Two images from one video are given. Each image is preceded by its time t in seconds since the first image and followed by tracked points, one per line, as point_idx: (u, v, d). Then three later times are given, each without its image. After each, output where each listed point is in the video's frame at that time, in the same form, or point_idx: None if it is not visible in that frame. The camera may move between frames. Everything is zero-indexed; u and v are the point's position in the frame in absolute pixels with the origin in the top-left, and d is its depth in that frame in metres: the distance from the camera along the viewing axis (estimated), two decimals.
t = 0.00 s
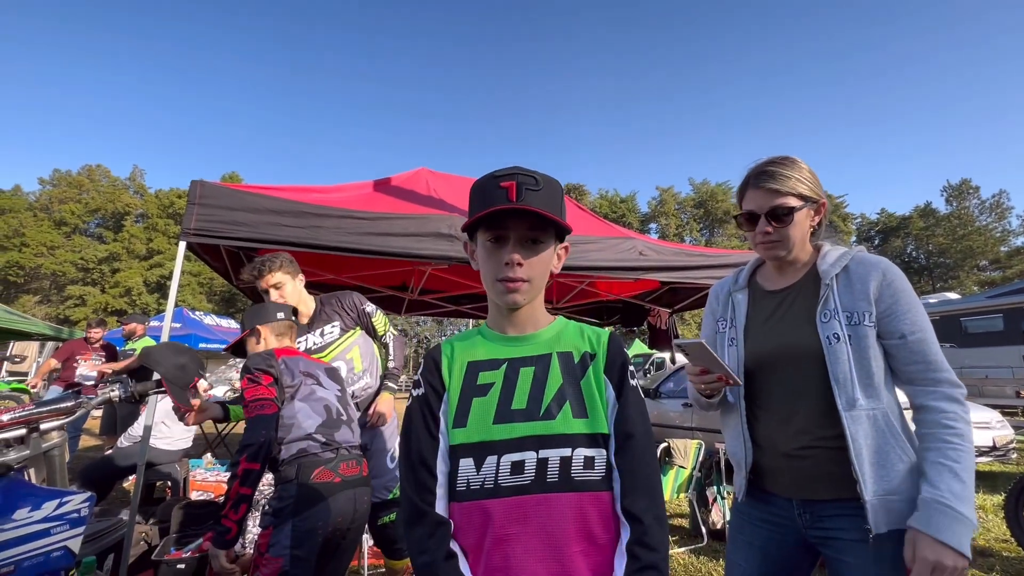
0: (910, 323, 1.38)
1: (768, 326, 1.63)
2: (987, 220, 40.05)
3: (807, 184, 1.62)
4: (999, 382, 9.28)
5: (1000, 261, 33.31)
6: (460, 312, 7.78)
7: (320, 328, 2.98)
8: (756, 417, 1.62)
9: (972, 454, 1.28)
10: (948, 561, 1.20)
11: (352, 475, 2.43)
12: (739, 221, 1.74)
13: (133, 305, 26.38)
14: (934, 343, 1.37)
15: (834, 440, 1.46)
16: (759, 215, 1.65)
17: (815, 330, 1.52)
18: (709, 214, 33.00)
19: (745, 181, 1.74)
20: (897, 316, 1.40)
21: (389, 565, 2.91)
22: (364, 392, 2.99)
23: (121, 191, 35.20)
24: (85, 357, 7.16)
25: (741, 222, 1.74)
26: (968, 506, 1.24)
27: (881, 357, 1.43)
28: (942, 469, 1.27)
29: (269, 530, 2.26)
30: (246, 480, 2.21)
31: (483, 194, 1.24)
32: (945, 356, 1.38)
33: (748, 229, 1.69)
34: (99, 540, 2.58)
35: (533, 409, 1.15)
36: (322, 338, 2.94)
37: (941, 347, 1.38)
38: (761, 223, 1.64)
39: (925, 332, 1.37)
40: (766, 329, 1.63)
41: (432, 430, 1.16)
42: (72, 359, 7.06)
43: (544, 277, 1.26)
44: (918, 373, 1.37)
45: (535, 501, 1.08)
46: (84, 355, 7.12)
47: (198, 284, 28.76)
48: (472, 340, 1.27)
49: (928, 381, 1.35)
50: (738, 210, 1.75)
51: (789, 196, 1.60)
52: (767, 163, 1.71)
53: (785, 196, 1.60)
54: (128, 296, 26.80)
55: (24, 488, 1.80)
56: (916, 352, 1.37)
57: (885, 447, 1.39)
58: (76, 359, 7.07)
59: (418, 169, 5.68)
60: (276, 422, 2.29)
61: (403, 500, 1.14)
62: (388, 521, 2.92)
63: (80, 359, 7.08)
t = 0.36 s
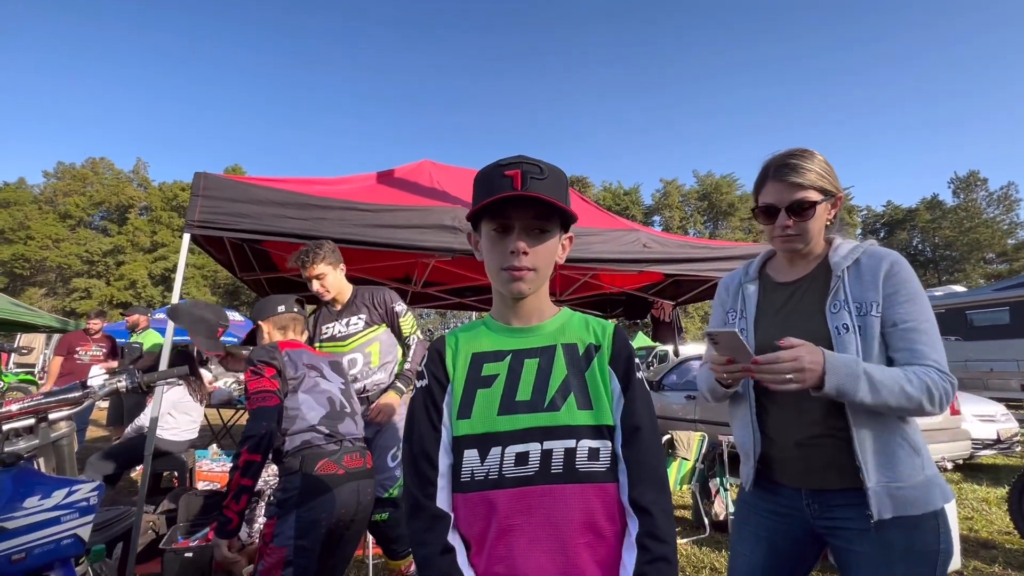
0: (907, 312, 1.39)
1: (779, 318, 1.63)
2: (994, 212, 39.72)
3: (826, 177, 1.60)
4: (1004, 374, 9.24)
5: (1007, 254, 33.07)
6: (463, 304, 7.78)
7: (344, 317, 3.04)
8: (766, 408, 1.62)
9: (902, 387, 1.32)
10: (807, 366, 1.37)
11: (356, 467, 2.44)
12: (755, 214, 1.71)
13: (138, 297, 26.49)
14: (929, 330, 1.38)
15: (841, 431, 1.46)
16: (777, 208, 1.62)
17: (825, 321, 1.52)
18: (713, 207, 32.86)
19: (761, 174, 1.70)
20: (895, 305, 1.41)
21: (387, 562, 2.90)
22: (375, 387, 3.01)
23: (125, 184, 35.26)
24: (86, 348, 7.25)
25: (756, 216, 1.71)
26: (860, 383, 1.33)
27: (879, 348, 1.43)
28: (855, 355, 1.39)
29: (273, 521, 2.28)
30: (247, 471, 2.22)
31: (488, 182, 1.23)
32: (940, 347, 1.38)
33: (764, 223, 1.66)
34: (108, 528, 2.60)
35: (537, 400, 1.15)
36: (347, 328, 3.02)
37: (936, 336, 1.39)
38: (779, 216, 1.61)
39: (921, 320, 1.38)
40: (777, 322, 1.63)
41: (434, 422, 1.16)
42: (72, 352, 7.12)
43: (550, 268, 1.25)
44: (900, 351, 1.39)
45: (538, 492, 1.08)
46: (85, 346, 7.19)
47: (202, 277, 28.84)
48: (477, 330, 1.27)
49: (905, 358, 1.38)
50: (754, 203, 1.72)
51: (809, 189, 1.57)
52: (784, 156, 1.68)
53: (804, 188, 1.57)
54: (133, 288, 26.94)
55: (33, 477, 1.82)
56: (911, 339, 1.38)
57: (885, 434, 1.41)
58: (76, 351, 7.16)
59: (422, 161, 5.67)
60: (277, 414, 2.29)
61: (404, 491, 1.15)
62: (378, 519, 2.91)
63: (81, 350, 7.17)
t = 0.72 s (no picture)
0: (909, 304, 1.40)
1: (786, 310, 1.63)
2: (1000, 203, 39.45)
3: (836, 168, 1.59)
4: (1006, 366, 9.23)
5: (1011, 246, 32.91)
6: (465, 296, 7.79)
7: (378, 308, 3.25)
8: (769, 397, 1.62)
9: (889, 372, 1.33)
10: (794, 343, 1.37)
11: (356, 457, 2.45)
12: (764, 207, 1.71)
13: (141, 289, 26.59)
14: (930, 323, 1.39)
15: (844, 418, 1.46)
16: (787, 201, 1.61)
17: (830, 312, 1.52)
18: (716, 198, 32.74)
19: (772, 167, 1.70)
20: (897, 296, 1.42)
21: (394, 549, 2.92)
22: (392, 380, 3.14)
23: (127, 176, 35.27)
24: (82, 340, 7.32)
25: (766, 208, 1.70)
26: (845, 363, 1.34)
27: (881, 341, 1.43)
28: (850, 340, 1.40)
29: (273, 509, 2.31)
30: (246, 456, 2.25)
31: (496, 171, 1.22)
32: (939, 342, 1.39)
33: (774, 215, 1.66)
34: (114, 518, 2.62)
35: (540, 392, 1.15)
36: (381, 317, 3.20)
37: (937, 329, 1.40)
38: (790, 209, 1.61)
39: (921, 311, 1.39)
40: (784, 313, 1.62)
41: (432, 411, 1.17)
42: (70, 345, 7.20)
43: (560, 258, 1.25)
44: (897, 342, 1.40)
45: (540, 483, 1.08)
46: (81, 338, 7.28)
47: (204, 269, 28.91)
48: (483, 320, 1.28)
49: (901, 349, 1.38)
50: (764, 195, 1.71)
51: (819, 181, 1.57)
52: (794, 147, 1.68)
53: (814, 181, 1.57)
54: (136, 280, 27.03)
55: (42, 466, 1.82)
56: (910, 330, 1.39)
57: (884, 422, 1.41)
58: (74, 343, 7.24)
59: (424, 152, 5.65)
60: (280, 401, 2.33)
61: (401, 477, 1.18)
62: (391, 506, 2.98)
63: (78, 342, 7.25)
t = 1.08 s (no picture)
0: (911, 298, 1.41)
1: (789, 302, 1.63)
2: (1004, 195, 39.28)
3: (838, 160, 1.58)
4: (1007, 358, 9.23)
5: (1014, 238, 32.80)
6: (465, 288, 7.80)
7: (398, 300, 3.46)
8: (770, 389, 1.62)
9: (891, 366, 1.33)
10: (797, 336, 1.37)
11: (356, 450, 2.45)
12: (765, 199, 1.70)
13: (142, 281, 26.62)
14: (932, 317, 1.39)
15: (845, 411, 1.46)
16: (789, 193, 1.61)
17: (832, 305, 1.52)
18: (717, 190, 32.62)
19: (773, 159, 1.69)
20: (900, 290, 1.42)
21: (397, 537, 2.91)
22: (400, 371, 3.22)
23: (127, 167, 35.20)
24: (82, 331, 7.36)
25: (767, 200, 1.69)
26: (847, 357, 1.35)
27: (883, 335, 1.43)
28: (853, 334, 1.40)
29: (273, 502, 2.34)
30: (246, 451, 2.26)
31: (501, 162, 1.22)
32: (942, 337, 1.38)
33: (776, 207, 1.65)
34: (117, 507, 2.60)
35: (537, 382, 1.15)
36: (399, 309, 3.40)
37: (940, 323, 1.40)
38: (791, 201, 1.60)
39: (923, 306, 1.39)
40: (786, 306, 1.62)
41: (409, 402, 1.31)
42: (69, 336, 7.24)
43: (563, 254, 1.25)
44: (900, 336, 1.40)
45: (535, 474, 1.08)
46: (80, 330, 7.31)
47: (205, 261, 28.94)
48: (483, 310, 1.28)
49: (904, 343, 1.39)
50: (765, 187, 1.71)
51: (821, 173, 1.56)
52: (795, 140, 1.67)
53: (816, 172, 1.56)
54: (137, 272, 27.05)
55: (43, 456, 1.84)
56: (913, 324, 1.39)
57: (884, 415, 1.42)
58: (73, 334, 7.28)
59: (424, 144, 5.63)
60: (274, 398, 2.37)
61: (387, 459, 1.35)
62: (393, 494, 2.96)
63: (78, 333, 7.29)
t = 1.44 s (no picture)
0: (912, 296, 1.41)
1: (791, 298, 1.63)
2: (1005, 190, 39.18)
3: (839, 157, 1.58)
4: (1006, 353, 9.23)
5: (1015, 233, 32.75)
6: (466, 283, 7.80)
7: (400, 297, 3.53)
8: (768, 385, 1.63)
9: (890, 363, 1.34)
10: (796, 333, 1.38)
11: (356, 446, 2.45)
12: (766, 195, 1.70)
13: (143, 275, 26.64)
14: (933, 316, 1.39)
15: (842, 407, 1.47)
16: (789, 189, 1.61)
17: (832, 301, 1.53)
18: (718, 184, 32.55)
19: (774, 154, 1.68)
20: (902, 288, 1.42)
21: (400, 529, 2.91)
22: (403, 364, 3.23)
23: (126, 161, 35.13)
24: (81, 325, 7.37)
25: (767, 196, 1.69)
26: (846, 354, 1.35)
27: (883, 332, 1.44)
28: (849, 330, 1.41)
29: (273, 496, 2.36)
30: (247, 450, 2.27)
31: (500, 165, 1.21)
32: (944, 335, 1.38)
33: (775, 203, 1.65)
34: (119, 501, 2.63)
35: (533, 372, 1.16)
36: (403, 305, 3.46)
37: (941, 321, 1.40)
38: (791, 197, 1.60)
39: (924, 304, 1.39)
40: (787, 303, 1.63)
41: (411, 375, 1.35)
42: (69, 330, 7.25)
43: (560, 260, 1.25)
44: (900, 333, 1.41)
45: (531, 463, 1.09)
46: (79, 324, 7.32)
47: (206, 255, 28.95)
48: (480, 303, 1.29)
49: (904, 341, 1.39)
50: (765, 183, 1.70)
51: (821, 169, 1.56)
52: (796, 136, 1.67)
53: (815, 167, 1.56)
54: (137, 266, 27.05)
55: (46, 452, 1.85)
56: (913, 321, 1.39)
57: (882, 412, 1.43)
58: (73, 328, 7.29)
59: (424, 138, 5.62)
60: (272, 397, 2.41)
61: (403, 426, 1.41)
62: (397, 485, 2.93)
63: (77, 327, 7.30)
